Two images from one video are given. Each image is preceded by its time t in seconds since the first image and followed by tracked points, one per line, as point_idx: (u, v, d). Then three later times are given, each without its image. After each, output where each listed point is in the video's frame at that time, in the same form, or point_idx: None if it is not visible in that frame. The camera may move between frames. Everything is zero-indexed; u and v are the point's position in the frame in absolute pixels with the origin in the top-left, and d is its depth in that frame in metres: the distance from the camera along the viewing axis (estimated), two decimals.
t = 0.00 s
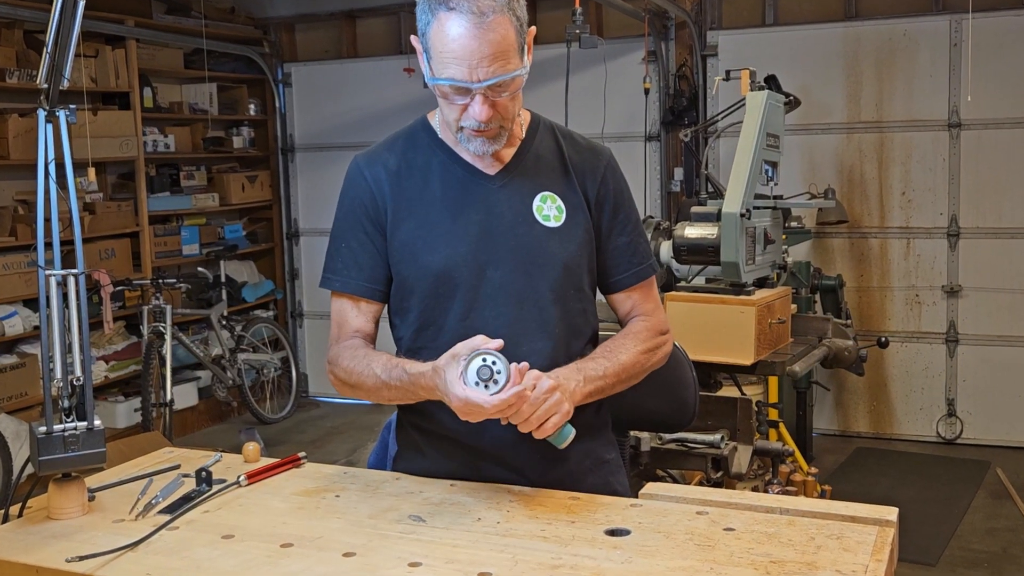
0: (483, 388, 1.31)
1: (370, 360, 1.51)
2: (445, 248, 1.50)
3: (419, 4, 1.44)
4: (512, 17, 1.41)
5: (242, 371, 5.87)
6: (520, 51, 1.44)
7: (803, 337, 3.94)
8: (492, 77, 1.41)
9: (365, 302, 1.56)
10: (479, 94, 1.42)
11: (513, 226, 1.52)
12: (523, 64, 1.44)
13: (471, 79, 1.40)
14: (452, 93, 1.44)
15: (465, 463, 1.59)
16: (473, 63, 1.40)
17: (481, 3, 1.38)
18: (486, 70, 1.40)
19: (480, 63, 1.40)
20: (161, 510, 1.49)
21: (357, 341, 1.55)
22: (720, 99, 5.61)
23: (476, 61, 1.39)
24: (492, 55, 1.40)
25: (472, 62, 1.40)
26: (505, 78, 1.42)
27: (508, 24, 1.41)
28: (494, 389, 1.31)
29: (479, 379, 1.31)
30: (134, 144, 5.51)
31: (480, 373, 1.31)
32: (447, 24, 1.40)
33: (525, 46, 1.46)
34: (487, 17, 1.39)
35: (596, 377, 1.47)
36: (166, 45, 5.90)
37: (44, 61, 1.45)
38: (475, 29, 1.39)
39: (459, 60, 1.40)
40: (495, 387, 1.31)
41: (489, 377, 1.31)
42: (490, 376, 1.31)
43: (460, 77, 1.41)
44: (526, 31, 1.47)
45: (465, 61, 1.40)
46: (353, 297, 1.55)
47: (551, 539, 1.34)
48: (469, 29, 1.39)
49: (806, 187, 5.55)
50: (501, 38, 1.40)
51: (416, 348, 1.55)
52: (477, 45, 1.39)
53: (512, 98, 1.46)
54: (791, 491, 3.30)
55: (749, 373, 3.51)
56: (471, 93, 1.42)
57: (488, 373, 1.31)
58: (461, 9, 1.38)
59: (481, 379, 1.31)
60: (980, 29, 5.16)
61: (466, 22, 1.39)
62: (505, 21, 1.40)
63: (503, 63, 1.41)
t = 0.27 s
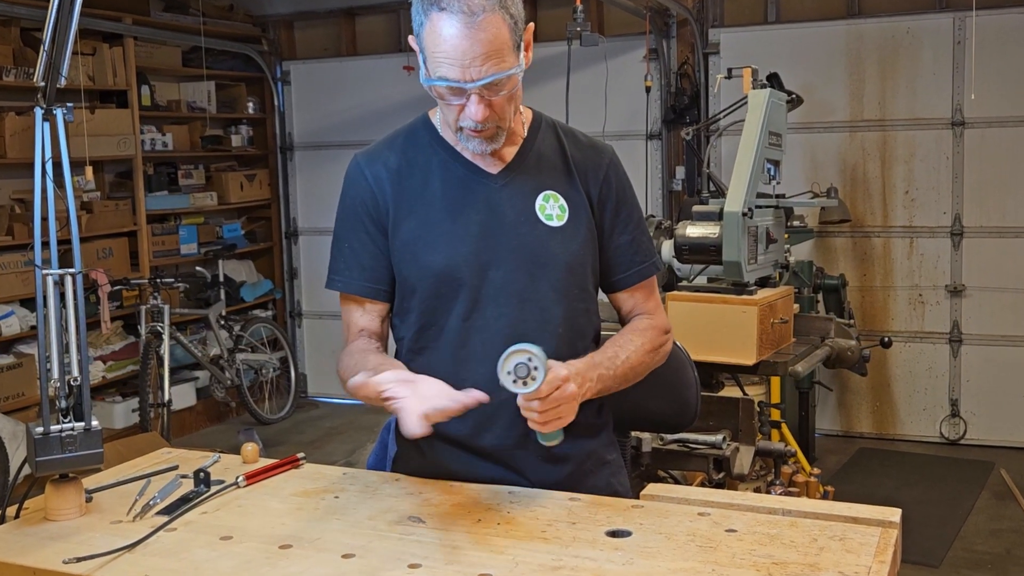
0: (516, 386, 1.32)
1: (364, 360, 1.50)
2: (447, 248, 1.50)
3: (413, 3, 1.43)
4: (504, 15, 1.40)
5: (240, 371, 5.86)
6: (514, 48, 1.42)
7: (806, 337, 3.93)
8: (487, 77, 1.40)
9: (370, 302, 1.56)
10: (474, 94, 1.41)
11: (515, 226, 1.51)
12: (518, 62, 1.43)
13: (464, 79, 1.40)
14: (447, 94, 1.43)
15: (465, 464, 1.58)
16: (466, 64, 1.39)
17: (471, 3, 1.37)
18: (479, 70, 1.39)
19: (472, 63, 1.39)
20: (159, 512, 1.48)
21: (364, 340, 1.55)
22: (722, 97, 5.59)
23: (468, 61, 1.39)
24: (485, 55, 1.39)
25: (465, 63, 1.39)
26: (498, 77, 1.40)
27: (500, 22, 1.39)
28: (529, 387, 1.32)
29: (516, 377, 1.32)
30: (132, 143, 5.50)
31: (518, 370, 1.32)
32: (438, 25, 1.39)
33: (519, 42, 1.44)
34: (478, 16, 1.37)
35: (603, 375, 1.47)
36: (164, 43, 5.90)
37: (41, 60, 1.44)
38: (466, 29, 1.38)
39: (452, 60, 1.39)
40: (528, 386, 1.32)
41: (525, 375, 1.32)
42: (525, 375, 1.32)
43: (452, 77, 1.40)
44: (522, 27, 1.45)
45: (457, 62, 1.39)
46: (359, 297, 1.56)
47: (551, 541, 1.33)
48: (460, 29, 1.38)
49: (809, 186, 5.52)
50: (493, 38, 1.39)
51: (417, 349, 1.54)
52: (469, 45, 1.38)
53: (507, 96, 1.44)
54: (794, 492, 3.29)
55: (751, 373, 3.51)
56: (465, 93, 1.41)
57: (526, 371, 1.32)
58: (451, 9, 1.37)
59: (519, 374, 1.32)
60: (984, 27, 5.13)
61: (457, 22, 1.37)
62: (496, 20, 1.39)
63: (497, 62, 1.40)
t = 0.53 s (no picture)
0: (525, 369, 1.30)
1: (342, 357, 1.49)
2: (447, 247, 1.49)
3: (419, 4, 1.43)
4: (513, 13, 1.39)
5: (239, 372, 5.84)
6: (523, 47, 1.42)
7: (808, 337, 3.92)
8: (497, 75, 1.39)
9: (364, 302, 1.55)
10: (484, 92, 1.40)
11: (515, 225, 1.50)
12: (528, 60, 1.42)
13: (475, 78, 1.38)
14: (456, 94, 1.42)
15: (464, 465, 1.57)
16: (477, 62, 1.38)
17: (482, 1, 1.36)
18: (490, 68, 1.38)
19: (483, 62, 1.38)
20: (156, 513, 1.47)
21: (353, 338, 1.54)
22: (724, 95, 5.57)
23: (479, 59, 1.37)
24: (495, 54, 1.38)
25: (476, 61, 1.38)
26: (509, 76, 1.39)
27: (510, 20, 1.39)
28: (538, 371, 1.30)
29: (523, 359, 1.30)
30: (130, 141, 5.49)
31: (527, 352, 1.30)
32: (448, 23, 1.38)
33: (527, 42, 1.44)
34: (489, 15, 1.37)
35: (608, 366, 1.46)
36: (161, 40, 5.91)
37: (39, 57, 1.43)
38: (477, 28, 1.37)
39: (462, 59, 1.38)
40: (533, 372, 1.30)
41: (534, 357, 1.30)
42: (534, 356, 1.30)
43: (463, 76, 1.39)
44: (528, 27, 1.45)
45: (468, 60, 1.38)
46: (352, 296, 1.55)
47: (552, 542, 1.32)
48: (471, 28, 1.37)
49: (812, 184, 5.50)
50: (504, 36, 1.38)
51: (416, 350, 1.53)
52: (480, 44, 1.37)
53: (517, 95, 1.44)
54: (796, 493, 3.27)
55: (754, 373, 3.50)
56: (475, 92, 1.40)
57: (534, 355, 1.30)
58: (462, 8, 1.37)
59: (528, 356, 1.30)
60: (987, 24, 5.11)
61: (468, 21, 1.37)
62: (507, 19, 1.38)
63: (507, 61, 1.39)
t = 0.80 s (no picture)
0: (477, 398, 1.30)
1: (367, 361, 1.50)
2: (446, 247, 1.48)
3: (418, 3, 1.41)
4: (512, 15, 1.38)
5: (237, 372, 5.83)
6: (522, 49, 1.41)
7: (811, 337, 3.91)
8: (495, 78, 1.38)
9: (367, 304, 1.54)
10: (482, 95, 1.39)
11: (514, 225, 1.49)
12: (526, 62, 1.41)
13: (472, 80, 1.37)
14: (453, 95, 1.41)
15: (465, 465, 1.56)
16: (474, 64, 1.36)
17: (480, 3, 1.35)
18: (487, 70, 1.37)
19: (480, 64, 1.37)
20: (154, 514, 1.46)
21: (361, 343, 1.53)
22: (726, 94, 5.55)
23: (477, 61, 1.36)
24: (493, 56, 1.37)
25: (474, 63, 1.36)
26: (507, 78, 1.39)
27: (509, 22, 1.37)
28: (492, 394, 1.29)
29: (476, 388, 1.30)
30: (127, 140, 5.48)
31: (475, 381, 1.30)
32: (446, 24, 1.37)
33: (526, 43, 1.43)
34: (488, 17, 1.36)
35: (607, 367, 1.45)
36: (159, 38, 5.90)
37: (35, 55, 1.42)
38: (475, 30, 1.36)
39: (460, 61, 1.37)
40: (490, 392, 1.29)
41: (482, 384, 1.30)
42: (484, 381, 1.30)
43: (460, 78, 1.38)
44: (527, 27, 1.43)
45: (465, 62, 1.37)
46: (352, 297, 1.54)
47: (552, 543, 1.31)
48: (469, 30, 1.36)
49: (814, 183, 5.48)
50: (502, 38, 1.37)
51: (416, 350, 1.52)
52: (478, 46, 1.36)
53: (515, 96, 1.43)
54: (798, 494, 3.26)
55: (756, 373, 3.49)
56: (472, 94, 1.39)
57: (481, 380, 1.30)
58: (461, 8, 1.35)
59: (475, 387, 1.30)
60: (990, 22, 5.10)
61: (466, 22, 1.35)
62: (506, 21, 1.37)
63: (505, 63, 1.38)
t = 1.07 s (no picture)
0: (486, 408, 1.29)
1: (370, 364, 1.49)
2: (445, 247, 1.47)
3: (417, 2, 1.40)
4: (513, 16, 1.37)
5: (236, 372, 5.82)
6: (522, 50, 1.40)
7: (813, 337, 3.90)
8: (494, 79, 1.37)
9: (367, 303, 1.53)
10: (481, 95, 1.38)
11: (514, 224, 1.48)
12: (526, 63, 1.40)
13: (472, 80, 1.36)
14: (452, 95, 1.40)
15: (465, 466, 1.55)
16: (474, 65, 1.36)
17: (481, 3, 1.34)
18: (487, 71, 1.36)
19: (480, 65, 1.36)
20: (152, 515, 1.45)
21: (361, 343, 1.52)
22: (728, 92, 5.54)
23: (477, 62, 1.35)
24: (493, 57, 1.36)
25: (474, 64, 1.35)
26: (507, 79, 1.38)
27: (510, 23, 1.37)
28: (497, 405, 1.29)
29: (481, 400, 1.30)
30: (125, 138, 5.46)
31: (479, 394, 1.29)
32: (446, 24, 1.36)
33: (526, 44, 1.42)
34: (488, 18, 1.35)
35: (603, 370, 1.44)
36: (158, 36, 5.89)
37: (32, 53, 1.41)
38: (476, 30, 1.35)
39: (460, 61, 1.36)
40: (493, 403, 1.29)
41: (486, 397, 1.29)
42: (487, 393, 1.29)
43: (460, 79, 1.37)
44: (527, 27, 1.42)
45: (465, 62, 1.36)
46: (352, 297, 1.53)
47: (553, 545, 1.30)
48: (469, 30, 1.35)
49: (817, 182, 5.47)
50: (503, 39, 1.36)
51: (415, 350, 1.52)
52: (478, 46, 1.35)
53: (515, 97, 1.42)
54: (800, 495, 3.25)
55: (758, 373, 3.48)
56: (472, 95, 1.38)
57: (485, 395, 1.29)
58: (461, 9, 1.34)
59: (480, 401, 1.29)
60: (994, 19, 5.08)
61: (467, 23, 1.35)
62: (506, 21, 1.36)
63: (505, 64, 1.37)
